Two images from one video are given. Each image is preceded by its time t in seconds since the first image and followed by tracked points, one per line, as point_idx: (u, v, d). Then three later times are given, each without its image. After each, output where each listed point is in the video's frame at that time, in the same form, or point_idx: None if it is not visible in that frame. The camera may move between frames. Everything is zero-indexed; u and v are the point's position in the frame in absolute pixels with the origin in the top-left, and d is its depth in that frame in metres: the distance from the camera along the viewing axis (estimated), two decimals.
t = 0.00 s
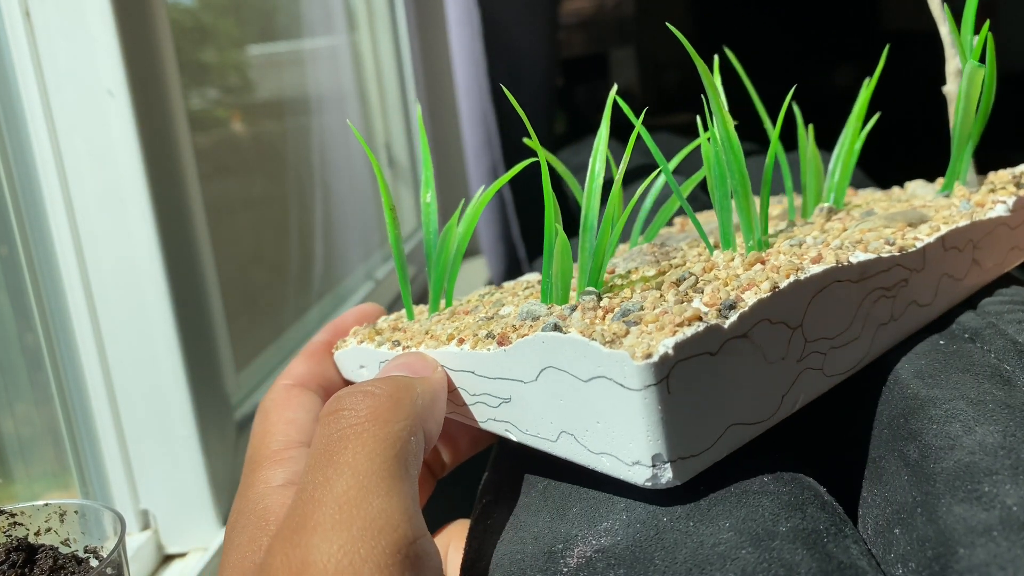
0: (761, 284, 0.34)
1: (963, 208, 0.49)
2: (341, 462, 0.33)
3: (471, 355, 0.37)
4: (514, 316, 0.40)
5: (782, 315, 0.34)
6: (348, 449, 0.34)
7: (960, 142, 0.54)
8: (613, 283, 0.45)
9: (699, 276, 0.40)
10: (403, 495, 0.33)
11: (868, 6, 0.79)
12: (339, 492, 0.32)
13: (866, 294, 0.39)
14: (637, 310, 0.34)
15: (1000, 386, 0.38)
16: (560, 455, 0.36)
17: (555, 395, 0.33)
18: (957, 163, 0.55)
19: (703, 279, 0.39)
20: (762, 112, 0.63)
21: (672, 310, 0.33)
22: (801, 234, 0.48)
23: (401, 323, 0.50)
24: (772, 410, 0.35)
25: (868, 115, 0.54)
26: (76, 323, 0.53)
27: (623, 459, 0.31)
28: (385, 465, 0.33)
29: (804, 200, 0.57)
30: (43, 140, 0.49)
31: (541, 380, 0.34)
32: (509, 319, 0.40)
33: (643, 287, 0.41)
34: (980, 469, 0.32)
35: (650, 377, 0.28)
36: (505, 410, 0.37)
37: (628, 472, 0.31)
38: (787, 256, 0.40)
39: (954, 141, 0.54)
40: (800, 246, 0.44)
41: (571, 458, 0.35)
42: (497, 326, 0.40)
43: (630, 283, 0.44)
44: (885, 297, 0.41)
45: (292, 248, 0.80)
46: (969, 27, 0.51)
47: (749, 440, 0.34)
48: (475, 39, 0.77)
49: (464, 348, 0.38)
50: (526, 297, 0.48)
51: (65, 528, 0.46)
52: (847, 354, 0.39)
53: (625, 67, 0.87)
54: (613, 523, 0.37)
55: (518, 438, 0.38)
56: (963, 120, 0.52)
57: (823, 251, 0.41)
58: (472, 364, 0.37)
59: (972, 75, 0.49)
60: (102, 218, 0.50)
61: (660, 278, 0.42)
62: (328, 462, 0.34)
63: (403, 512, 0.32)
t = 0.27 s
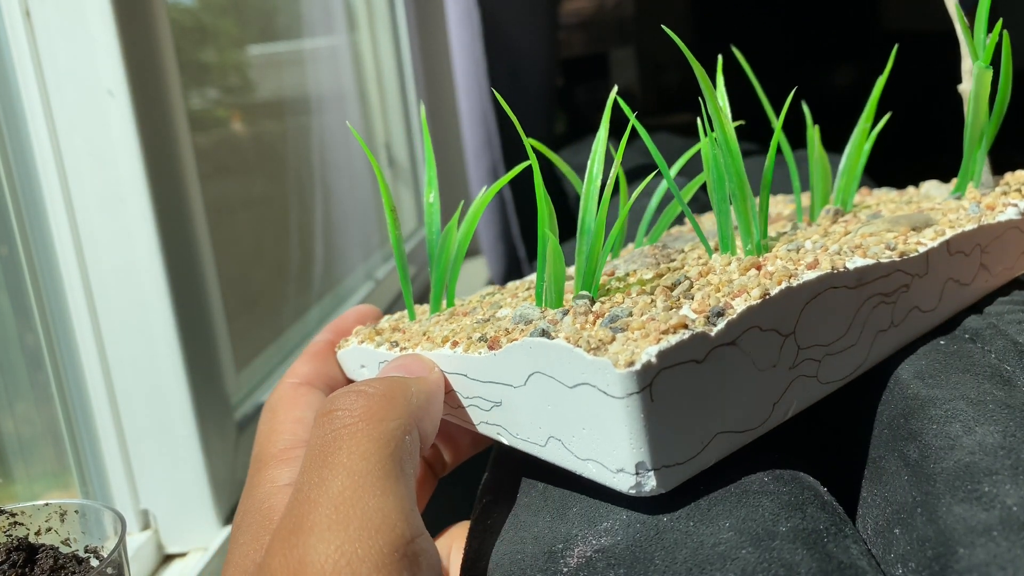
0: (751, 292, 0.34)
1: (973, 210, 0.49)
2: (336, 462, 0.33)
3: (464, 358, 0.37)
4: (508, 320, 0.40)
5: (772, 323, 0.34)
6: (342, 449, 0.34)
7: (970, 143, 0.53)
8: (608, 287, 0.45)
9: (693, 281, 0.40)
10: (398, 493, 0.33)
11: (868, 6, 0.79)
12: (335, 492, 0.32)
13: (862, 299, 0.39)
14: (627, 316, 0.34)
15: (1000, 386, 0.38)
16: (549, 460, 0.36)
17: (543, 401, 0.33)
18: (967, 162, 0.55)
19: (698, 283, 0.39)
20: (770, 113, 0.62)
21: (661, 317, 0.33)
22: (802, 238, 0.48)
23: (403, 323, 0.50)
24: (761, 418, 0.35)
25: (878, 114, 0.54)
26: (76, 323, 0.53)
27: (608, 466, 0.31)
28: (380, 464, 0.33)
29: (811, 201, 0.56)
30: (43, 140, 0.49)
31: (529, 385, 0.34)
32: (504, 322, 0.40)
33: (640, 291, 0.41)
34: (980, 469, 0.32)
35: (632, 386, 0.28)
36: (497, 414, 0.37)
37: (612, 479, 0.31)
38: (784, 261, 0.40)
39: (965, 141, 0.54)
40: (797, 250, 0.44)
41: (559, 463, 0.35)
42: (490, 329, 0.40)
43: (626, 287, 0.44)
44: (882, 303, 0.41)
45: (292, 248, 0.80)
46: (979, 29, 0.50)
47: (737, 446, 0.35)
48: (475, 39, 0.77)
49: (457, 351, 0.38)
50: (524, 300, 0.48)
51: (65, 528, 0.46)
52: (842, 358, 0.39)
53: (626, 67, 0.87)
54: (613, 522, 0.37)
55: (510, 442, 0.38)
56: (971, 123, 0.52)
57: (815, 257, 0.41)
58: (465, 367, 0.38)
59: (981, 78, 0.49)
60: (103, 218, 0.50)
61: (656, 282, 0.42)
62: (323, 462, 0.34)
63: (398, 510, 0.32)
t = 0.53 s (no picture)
0: (751, 293, 0.34)
1: (973, 211, 0.49)
2: (335, 463, 0.33)
3: (464, 359, 0.37)
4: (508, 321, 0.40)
5: (771, 324, 0.34)
6: (341, 450, 0.34)
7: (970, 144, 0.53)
8: (609, 288, 0.45)
9: (693, 282, 0.40)
10: (398, 493, 0.33)
11: (868, 6, 0.79)
12: (335, 492, 0.32)
13: (862, 299, 0.39)
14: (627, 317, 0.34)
15: (1000, 387, 0.38)
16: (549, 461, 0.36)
17: (542, 402, 0.33)
18: (967, 163, 0.55)
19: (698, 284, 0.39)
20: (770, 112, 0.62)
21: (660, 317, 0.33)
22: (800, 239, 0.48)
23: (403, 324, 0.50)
24: (761, 418, 0.35)
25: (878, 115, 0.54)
26: (76, 323, 0.53)
27: (607, 466, 0.31)
28: (379, 464, 0.33)
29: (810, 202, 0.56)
30: (43, 140, 0.49)
31: (529, 386, 0.34)
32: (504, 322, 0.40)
33: (640, 292, 0.41)
34: (980, 469, 0.32)
35: (631, 387, 0.28)
36: (497, 415, 0.37)
37: (611, 480, 0.31)
38: (784, 262, 0.40)
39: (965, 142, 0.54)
40: (797, 250, 0.44)
41: (558, 464, 0.35)
42: (489, 330, 0.40)
43: (625, 288, 0.44)
44: (882, 303, 0.41)
45: (292, 248, 0.80)
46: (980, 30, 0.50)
47: (736, 447, 0.35)
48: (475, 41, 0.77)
49: (456, 351, 0.38)
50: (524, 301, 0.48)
51: (65, 528, 0.46)
52: (842, 359, 0.39)
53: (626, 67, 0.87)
54: (613, 522, 0.37)
55: (510, 443, 0.38)
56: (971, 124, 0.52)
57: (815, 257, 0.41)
58: (465, 368, 0.38)
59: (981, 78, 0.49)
60: (103, 218, 0.50)
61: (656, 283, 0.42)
62: (322, 462, 0.34)
63: (398, 510, 0.32)
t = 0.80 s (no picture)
0: (751, 293, 0.34)
1: (972, 211, 0.49)
2: (334, 463, 0.33)
3: (464, 359, 0.37)
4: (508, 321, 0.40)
5: (772, 324, 0.34)
6: (341, 450, 0.34)
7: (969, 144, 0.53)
8: (609, 288, 0.45)
9: (693, 282, 0.40)
10: (397, 493, 0.33)
11: (868, 6, 0.79)
12: (334, 492, 0.32)
13: (863, 300, 0.39)
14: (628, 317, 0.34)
15: (1000, 386, 0.38)
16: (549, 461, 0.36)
17: (542, 402, 0.33)
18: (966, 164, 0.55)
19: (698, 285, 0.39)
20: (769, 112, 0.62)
21: (660, 318, 0.33)
22: (799, 239, 0.48)
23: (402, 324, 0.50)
24: (761, 418, 0.35)
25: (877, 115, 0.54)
26: (76, 323, 0.53)
27: (607, 466, 0.31)
28: (378, 464, 0.33)
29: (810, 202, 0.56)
30: (43, 140, 0.49)
31: (529, 386, 0.34)
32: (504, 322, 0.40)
33: (640, 292, 0.41)
34: (979, 469, 0.32)
35: (632, 386, 0.28)
36: (497, 415, 0.37)
37: (612, 480, 0.31)
38: (784, 262, 0.40)
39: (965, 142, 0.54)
40: (796, 250, 0.44)
41: (559, 464, 0.35)
42: (489, 330, 0.40)
43: (626, 288, 0.44)
44: (883, 303, 0.41)
45: (292, 248, 0.80)
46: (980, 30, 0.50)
47: (737, 447, 0.35)
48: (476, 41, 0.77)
49: (456, 351, 0.38)
50: (524, 301, 0.48)
51: (65, 528, 0.46)
52: (843, 359, 0.39)
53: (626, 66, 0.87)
54: (613, 522, 0.37)
55: (510, 443, 0.38)
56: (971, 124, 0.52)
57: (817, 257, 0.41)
58: (465, 368, 0.38)
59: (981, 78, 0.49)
60: (103, 218, 0.50)
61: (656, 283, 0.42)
62: (322, 462, 0.34)
63: (397, 510, 0.32)
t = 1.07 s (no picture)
0: (751, 293, 0.34)
1: (972, 211, 0.49)
2: (334, 463, 0.33)
3: (463, 360, 0.37)
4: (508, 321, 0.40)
5: (772, 324, 0.34)
6: (340, 450, 0.34)
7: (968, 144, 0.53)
8: (609, 288, 0.45)
9: (693, 283, 0.40)
10: (397, 493, 0.33)
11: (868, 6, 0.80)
12: (334, 493, 0.32)
13: (863, 300, 0.39)
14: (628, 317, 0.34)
15: (999, 386, 0.38)
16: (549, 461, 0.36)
17: (543, 402, 0.33)
18: (966, 164, 0.55)
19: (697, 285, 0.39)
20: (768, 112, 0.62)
21: (660, 318, 0.33)
22: (799, 239, 0.48)
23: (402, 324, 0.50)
24: (762, 418, 0.35)
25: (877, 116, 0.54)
26: (76, 323, 0.53)
27: (608, 467, 0.31)
28: (378, 464, 0.33)
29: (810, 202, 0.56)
30: (43, 140, 0.49)
31: (530, 387, 0.34)
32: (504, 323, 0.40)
33: (640, 292, 0.41)
34: (979, 469, 0.32)
35: (632, 387, 0.28)
36: (496, 415, 0.37)
37: (612, 481, 0.31)
38: (784, 262, 0.40)
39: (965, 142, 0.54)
40: (796, 250, 0.44)
41: (559, 464, 0.35)
42: (490, 330, 0.40)
43: (626, 288, 0.44)
44: (883, 304, 0.41)
45: (292, 248, 0.80)
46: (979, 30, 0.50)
47: (737, 447, 0.35)
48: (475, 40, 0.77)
49: (456, 352, 0.38)
50: (524, 301, 0.48)
51: (65, 528, 0.46)
52: (843, 360, 0.39)
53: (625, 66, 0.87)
54: (613, 523, 0.37)
55: (510, 444, 0.38)
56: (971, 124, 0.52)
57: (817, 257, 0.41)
58: (465, 368, 0.38)
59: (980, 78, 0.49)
60: (103, 218, 0.50)
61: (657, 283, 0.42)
62: (321, 463, 0.34)
63: (397, 510, 0.32)
